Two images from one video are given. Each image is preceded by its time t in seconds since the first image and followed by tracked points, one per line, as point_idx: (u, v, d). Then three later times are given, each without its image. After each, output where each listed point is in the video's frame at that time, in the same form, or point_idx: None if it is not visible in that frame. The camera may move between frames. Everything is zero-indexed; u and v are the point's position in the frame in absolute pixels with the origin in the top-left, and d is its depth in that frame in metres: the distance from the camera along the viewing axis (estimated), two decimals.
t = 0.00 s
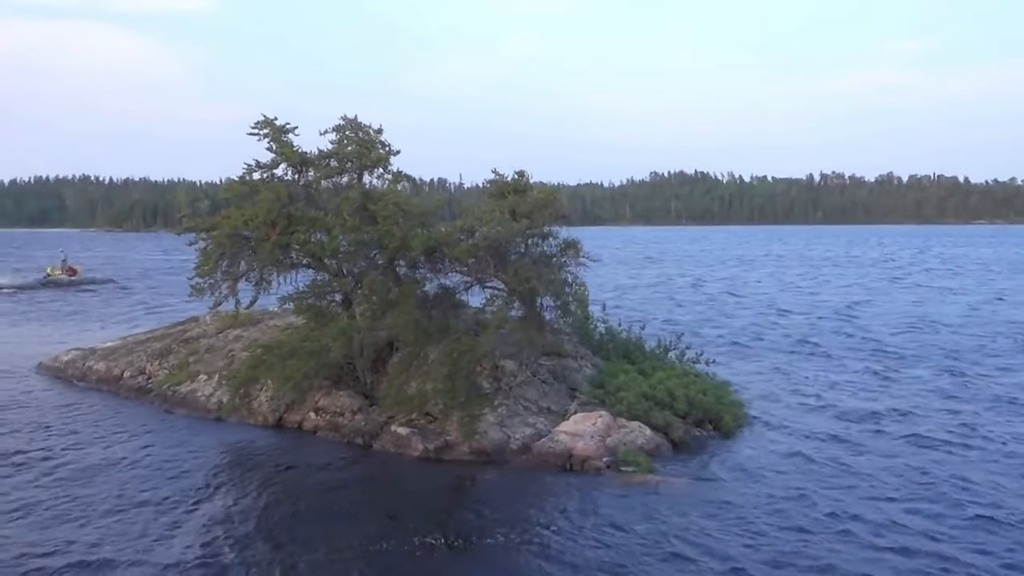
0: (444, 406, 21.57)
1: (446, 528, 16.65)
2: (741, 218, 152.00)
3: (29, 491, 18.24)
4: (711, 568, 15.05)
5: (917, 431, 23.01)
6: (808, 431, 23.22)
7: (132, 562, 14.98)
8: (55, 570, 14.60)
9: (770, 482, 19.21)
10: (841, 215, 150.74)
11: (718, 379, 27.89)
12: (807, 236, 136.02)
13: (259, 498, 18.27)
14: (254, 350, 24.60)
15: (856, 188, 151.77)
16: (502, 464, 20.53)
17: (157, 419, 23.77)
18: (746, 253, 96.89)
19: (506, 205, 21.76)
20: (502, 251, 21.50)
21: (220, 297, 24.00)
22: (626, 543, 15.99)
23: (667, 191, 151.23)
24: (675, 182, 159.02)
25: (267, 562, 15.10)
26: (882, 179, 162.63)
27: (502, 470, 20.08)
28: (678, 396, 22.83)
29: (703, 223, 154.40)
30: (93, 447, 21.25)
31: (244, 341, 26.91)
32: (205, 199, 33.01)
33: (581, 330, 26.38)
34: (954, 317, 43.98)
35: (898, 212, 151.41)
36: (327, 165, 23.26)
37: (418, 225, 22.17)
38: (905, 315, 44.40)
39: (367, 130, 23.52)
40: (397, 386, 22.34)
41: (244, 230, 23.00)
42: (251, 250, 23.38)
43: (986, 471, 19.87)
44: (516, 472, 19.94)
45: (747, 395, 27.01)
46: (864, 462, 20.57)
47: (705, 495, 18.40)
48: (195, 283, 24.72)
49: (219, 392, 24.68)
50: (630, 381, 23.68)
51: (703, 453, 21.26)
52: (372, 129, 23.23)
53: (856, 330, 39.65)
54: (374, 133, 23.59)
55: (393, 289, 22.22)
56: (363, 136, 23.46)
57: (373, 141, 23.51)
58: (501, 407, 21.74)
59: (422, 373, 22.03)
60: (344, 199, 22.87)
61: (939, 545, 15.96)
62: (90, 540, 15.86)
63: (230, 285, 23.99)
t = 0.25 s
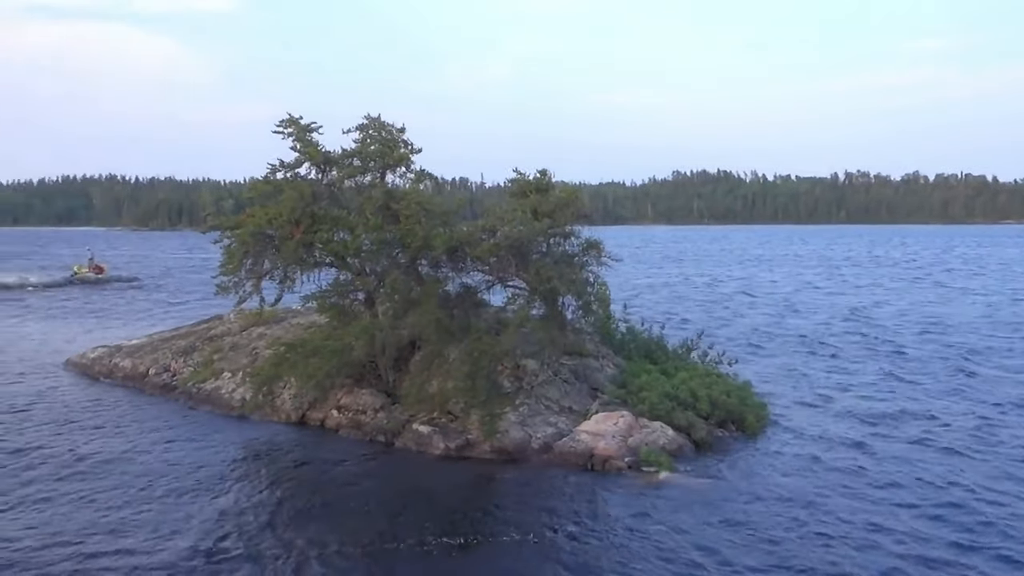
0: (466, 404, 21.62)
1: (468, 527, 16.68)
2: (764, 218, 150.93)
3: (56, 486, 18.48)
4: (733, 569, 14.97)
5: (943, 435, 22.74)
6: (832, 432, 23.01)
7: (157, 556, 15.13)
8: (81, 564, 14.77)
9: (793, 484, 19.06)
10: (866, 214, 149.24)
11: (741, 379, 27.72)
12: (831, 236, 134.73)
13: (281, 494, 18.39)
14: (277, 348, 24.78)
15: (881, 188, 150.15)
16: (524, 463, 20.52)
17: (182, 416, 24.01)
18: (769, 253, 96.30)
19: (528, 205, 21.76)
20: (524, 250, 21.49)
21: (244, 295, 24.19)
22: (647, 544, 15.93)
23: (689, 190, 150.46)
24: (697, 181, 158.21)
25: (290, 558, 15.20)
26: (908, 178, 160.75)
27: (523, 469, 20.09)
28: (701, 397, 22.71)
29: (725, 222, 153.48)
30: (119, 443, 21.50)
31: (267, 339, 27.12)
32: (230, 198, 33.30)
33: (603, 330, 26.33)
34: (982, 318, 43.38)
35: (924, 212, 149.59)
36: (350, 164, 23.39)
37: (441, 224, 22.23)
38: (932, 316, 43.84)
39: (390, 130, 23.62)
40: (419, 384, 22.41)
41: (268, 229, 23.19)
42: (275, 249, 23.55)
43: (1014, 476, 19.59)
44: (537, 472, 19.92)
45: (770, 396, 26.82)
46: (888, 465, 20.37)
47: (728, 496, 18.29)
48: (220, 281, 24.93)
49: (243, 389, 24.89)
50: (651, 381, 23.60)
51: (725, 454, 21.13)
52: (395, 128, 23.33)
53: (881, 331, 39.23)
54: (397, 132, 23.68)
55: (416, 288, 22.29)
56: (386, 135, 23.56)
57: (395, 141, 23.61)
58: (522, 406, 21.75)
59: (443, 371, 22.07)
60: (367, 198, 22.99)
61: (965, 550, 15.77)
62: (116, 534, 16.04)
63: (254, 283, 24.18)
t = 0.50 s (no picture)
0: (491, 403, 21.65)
1: (493, 525, 16.70)
2: (792, 217, 149.52)
3: (88, 478, 18.77)
4: (760, 571, 14.85)
5: (974, 437, 22.41)
6: (860, 434, 22.76)
7: (187, 549, 15.32)
8: (112, 556, 14.99)
9: (820, 486, 18.88)
10: (896, 214, 147.35)
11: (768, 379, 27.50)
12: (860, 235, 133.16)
13: (308, 490, 18.53)
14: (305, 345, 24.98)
15: (912, 186, 148.14)
16: (549, 462, 20.51)
17: (211, 411, 24.29)
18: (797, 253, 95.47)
19: (554, 204, 21.76)
20: (550, 250, 21.48)
21: (272, 293, 24.41)
22: (673, 545, 15.85)
23: (716, 189, 149.47)
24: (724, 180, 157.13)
25: (317, 554, 15.32)
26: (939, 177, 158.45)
27: (548, 468, 20.08)
28: (727, 397, 22.57)
29: (752, 221, 152.27)
30: (149, 437, 21.80)
31: (295, 336, 27.36)
32: (258, 196, 33.62)
33: (628, 329, 26.26)
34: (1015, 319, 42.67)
35: (956, 211, 147.37)
36: (377, 163, 23.52)
37: (467, 223, 22.28)
38: (964, 317, 43.19)
39: (416, 129, 23.71)
40: (444, 382, 22.48)
41: (296, 227, 23.39)
42: (303, 247, 23.75)
43: None
44: (563, 471, 19.89)
45: (797, 396, 26.59)
46: (918, 467, 20.10)
47: (754, 497, 18.14)
48: (248, 279, 25.18)
49: (271, 386, 25.12)
50: (677, 381, 23.49)
51: (752, 455, 20.96)
52: (422, 128, 23.42)
53: (911, 331, 38.73)
54: (423, 131, 23.78)
55: (441, 287, 22.35)
56: (413, 135, 23.67)
57: (422, 140, 23.70)
58: (547, 405, 21.74)
59: (469, 369, 22.10)
60: (393, 197, 23.11)
61: (999, 556, 15.52)
62: (146, 527, 16.26)
63: (282, 281, 24.39)
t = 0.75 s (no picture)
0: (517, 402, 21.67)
1: (518, 524, 16.69)
2: (821, 216, 147.99)
3: (120, 473, 19.04)
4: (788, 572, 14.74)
5: (1008, 439, 22.06)
6: (891, 435, 22.50)
7: (216, 543, 15.49)
8: (142, 548, 15.19)
9: (850, 487, 18.69)
10: (927, 212, 145.31)
11: (796, 379, 27.26)
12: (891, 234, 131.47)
13: (335, 487, 18.65)
14: (332, 344, 25.17)
15: (944, 184, 146.00)
16: (575, 462, 20.49)
17: (240, 408, 24.55)
18: (828, 251, 94.36)
19: (581, 202, 21.75)
20: (576, 248, 21.46)
21: (300, 292, 24.62)
22: (701, 545, 15.77)
23: (743, 187, 148.35)
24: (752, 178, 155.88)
25: (343, 550, 15.41)
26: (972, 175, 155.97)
27: (574, 467, 20.06)
28: (755, 397, 22.41)
29: (780, 220, 150.90)
30: (180, 433, 22.10)
31: (322, 335, 27.58)
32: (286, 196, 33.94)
33: (655, 329, 26.16)
34: None
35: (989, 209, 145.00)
36: (404, 162, 23.64)
37: (493, 222, 22.32)
38: (997, 317, 42.53)
39: (443, 128, 23.80)
40: (470, 381, 22.53)
41: (323, 226, 23.58)
42: (331, 246, 23.94)
43: None
44: (589, 470, 19.87)
45: (826, 397, 26.33)
46: (950, 469, 19.83)
47: (783, 498, 18.01)
48: (277, 278, 25.41)
49: (299, 384, 25.34)
50: (704, 380, 23.36)
51: (780, 455, 20.80)
52: (448, 127, 23.51)
53: (943, 331, 38.20)
54: (450, 131, 23.86)
55: (468, 285, 22.41)
56: (439, 134, 23.77)
57: (448, 139, 23.79)
58: (573, 404, 21.73)
59: (496, 368, 22.13)
60: (420, 196, 23.21)
61: None
62: (175, 521, 16.45)
63: (310, 280, 24.59)
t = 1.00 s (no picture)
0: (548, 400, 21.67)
1: (549, 523, 16.69)
2: (856, 214, 145.96)
3: (157, 468, 19.34)
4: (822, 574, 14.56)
5: None
6: (928, 436, 22.13)
7: (250, 538, 15.68)
8: (178, 542, 15.42)
9: (886, 489, 18.42)
10: (966, 210, 142.69)
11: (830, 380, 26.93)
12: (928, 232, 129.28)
13: (367, 484, 18.79)
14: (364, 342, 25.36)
15: (983, 181, 143.24)
16: (606, 461, 20.43)
17: (274, 406, 24.84)
18: (864, 249, 93.06)
19: (613, 201, 21.70)
20: (608, 247, 21.39)
21: (333, 290, 24.81)
22: (733, 545, 15.64)
23: (777, 185, 146.82)
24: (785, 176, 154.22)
25: (375, 547, 15.51)
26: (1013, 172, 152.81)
27: (605, 466, 20.01)
28: (789, 397, 22.19)
29: (814, 218, 149.15)
30: (215, 429, 22.41)
31: (355, 333, 27.79)
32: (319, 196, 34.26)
33: (687, 328, 25.99)
34: None
35: None
36: (436, 162, 23.75)
37: (524, 221, 22.34)
38: None
39: (475, 127, 23.87)
40: (502, 380, 22.51)
41: (356, 226, 23.75)
42: (363, 245, 24.12)
43: None
44: (620, 469, 19.80)
45: (861, 397, 25.97)
46: (989, 471, 19.47)
47: (817, 499, 17.80)
48: (310, 277, 25.64)
49: (332, 382, 25.57)
50: (737, 380, 23.18)
51: (815, 456, 20.55)
52: (480, 126, 23.57)
53: (982, 331, 37.50)
54: (481, 130, 23.92)
55: (499, 284, 22.43)
56: (471, 133, 23.83)
57: (480, 138, 23.85)
58: (605, 403, 21.67)
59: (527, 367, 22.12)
60: (451, 195, 23.30)
61: None
62: (210, 516, 16.67)
63: (342, 279, 24.78)
